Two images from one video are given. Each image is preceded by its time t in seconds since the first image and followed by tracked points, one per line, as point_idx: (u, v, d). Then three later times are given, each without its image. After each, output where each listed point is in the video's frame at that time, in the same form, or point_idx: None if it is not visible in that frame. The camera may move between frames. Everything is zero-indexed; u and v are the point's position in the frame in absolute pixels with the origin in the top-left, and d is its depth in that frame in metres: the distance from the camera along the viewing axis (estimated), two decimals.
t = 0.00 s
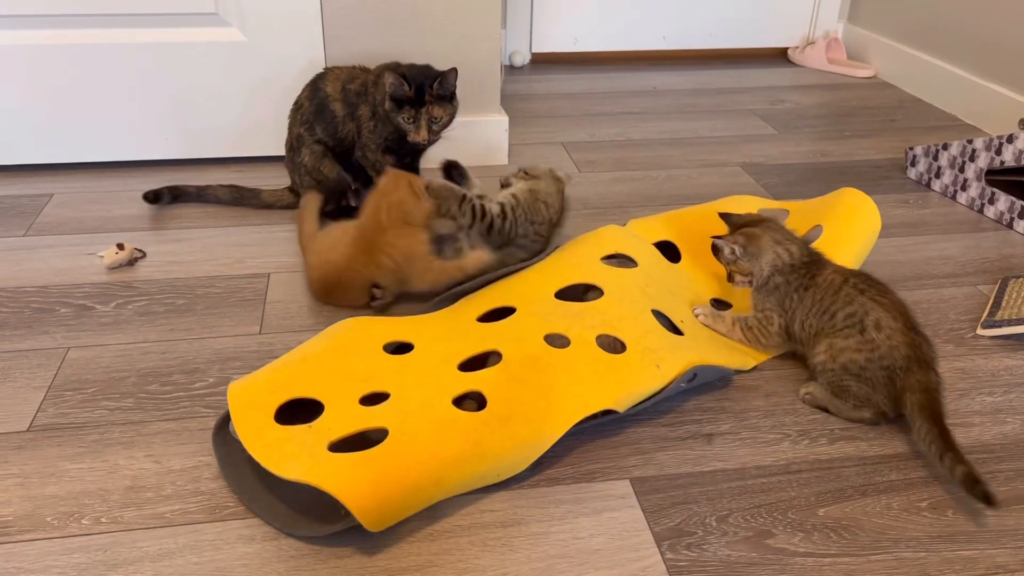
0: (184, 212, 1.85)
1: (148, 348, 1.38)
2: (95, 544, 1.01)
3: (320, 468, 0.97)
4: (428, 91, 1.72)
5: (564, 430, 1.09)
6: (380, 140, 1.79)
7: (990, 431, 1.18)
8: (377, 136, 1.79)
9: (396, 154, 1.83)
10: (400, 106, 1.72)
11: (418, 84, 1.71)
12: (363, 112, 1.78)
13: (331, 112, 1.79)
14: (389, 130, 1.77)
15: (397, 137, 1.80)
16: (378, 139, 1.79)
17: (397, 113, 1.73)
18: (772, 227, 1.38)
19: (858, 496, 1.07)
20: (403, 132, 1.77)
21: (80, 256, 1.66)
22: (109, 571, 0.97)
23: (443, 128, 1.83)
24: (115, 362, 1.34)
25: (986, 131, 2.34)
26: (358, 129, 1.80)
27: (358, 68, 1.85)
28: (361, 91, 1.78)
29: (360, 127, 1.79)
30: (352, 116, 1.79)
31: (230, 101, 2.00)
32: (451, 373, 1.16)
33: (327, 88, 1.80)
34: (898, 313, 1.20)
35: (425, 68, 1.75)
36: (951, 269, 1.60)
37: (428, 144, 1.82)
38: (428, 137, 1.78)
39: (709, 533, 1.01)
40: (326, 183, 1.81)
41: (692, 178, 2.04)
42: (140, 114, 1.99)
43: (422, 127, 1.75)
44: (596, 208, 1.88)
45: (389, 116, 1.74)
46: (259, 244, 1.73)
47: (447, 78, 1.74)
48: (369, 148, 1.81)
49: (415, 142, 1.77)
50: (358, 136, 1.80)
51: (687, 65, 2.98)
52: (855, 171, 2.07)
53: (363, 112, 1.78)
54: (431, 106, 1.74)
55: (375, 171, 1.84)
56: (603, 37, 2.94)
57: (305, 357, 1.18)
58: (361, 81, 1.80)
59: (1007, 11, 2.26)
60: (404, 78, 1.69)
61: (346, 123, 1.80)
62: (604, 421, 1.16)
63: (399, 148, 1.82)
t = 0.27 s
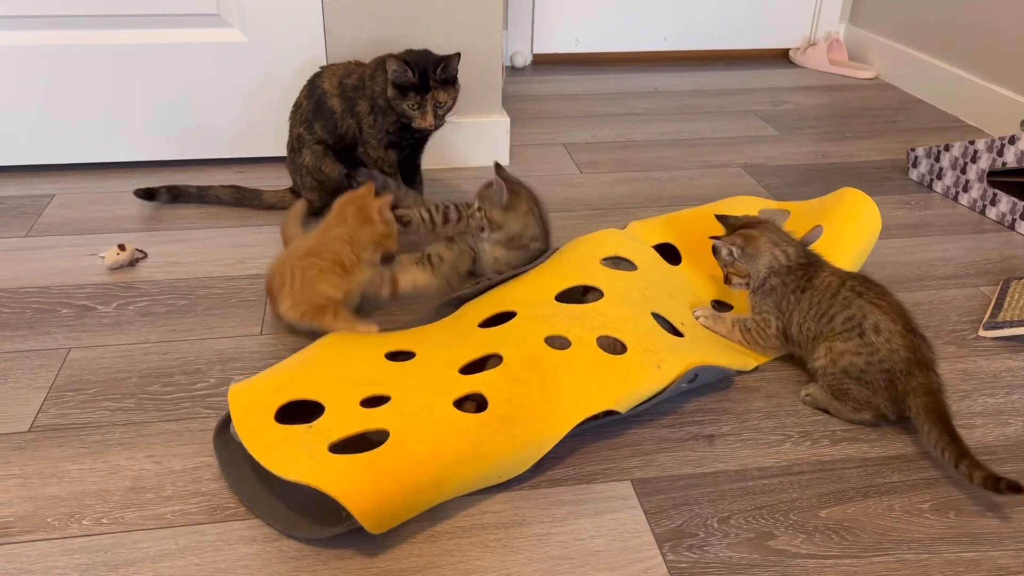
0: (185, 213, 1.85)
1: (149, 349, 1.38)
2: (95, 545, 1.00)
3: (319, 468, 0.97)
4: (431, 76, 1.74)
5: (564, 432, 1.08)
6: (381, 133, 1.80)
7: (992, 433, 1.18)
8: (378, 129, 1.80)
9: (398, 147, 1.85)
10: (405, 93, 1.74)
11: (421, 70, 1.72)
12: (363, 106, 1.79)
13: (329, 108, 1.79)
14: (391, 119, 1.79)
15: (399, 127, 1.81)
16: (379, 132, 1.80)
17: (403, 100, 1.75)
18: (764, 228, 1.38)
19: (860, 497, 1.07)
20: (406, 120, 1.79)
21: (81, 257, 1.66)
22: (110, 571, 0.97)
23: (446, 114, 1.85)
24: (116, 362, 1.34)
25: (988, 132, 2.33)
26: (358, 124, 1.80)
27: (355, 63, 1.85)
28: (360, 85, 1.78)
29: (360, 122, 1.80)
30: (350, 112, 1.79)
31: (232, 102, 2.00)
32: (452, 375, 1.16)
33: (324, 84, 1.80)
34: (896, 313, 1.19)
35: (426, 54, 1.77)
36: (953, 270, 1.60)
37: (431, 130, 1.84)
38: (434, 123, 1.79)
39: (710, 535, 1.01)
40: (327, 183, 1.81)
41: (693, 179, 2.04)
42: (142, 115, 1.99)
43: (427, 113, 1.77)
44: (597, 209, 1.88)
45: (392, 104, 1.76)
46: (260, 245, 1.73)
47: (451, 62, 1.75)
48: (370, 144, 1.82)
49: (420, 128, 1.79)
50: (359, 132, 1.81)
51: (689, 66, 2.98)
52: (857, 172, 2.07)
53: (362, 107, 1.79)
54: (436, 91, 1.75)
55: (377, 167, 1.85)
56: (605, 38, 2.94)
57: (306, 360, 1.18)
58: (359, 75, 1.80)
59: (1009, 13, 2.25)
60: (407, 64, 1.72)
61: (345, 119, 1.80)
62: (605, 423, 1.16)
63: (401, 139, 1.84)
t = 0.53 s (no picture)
0: (187, 214, 1.86)
1: (151, 349, 1.38)
2: (97, 545, 1.01)
3: (320, 470, 0.97)
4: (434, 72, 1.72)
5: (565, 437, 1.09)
6: (381, 133, 1.80)
7: (993, 434, 1.18)
8: (378, 129, 1.79)
9: (399, 146, 1.84)
10: (405, 89, 1.72)
11: (422, 66, 1.70)
12: (362, 106, 1.78)
13: (330, 108, 1.79)
14: (390, 117, 1.78)
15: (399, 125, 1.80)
16: (379, 132, 1.80)
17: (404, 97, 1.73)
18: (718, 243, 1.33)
19: (861, 498, 1.07)
20: (407, 117, 1.77)
21: (83, 258, 1.66)
22: (112, 572, 0.97)
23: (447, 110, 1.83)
24: (117, 363, 1.34)
25: (988, 133, 2.33)
26: (358, 124, 1.80)
27: (354, 63, 1.85)
28: (359, 85, 1.78)
29: (361, 122, 1.80)
30: (350, 112, 1.79)
31: (233, 102, 2.01)
32: (454, 377, 1.16)
33: (325, 85, 1.81)
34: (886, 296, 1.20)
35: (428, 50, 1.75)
36: (954, 271, 1.60)
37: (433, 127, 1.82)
38: (436, 120, 1.77)
39: (711, 535, 1.01)
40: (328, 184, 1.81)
41: (694, 180, 2.04)
42: (143, 116, 1.99)
43: (428, 110, 1.75)
44: (598, 210, 1.88)
45: (392, 101, 1.75)
46: (261, 246, 1.73)
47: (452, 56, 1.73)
48: (371, 143, 1.81)
49: (421, 125, 1.77)
50: (359, 131, 1.81)
51: (689, 67, 2.98)
52: (858, 173, 2.07)
53: (362, 106, 1.78)
54: (438, 88, 1.73)
55: (379, 167, 1.84)
56: (606, 39, 2.94)
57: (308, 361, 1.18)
58: (358, 75, 1.80)
59: (1010, 14, 2.25)
60: (408, 60, 1.69)
61: (345, 118, 1.80)
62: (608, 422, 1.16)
63: (403, 139, 1.83)
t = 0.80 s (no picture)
0: (188, 214, 1.86)
1: (152, 350, 1.38)
2: (98, 546, 1.01)
3: (321, 469, 0.97)
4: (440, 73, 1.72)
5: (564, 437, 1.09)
6: (383, 134, 1.80)
7: (994, 435, 1.18)
8: (379, 130, 1.80)
9: (400, 147, 1.85)
10: (412, 91, 1.72)
11: (427, 67, 1.70)
12: (364, 107, 1.79)
13: (329, 109, 1.79)
14: (393, 118, 1.78)
15: (402, 126, 1.81)
16: (380, 133, 1.80)
17: (411, 99, 1.74)
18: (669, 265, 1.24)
19: (861, 499, 1.07)
20: (412, 118, 1.78)
21: (84, 259, 1.67)
22: (112, 572, 0.97)
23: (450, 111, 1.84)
24: (118, 363, 1.34)
25: (989, 135, 2.33)
26: (359, 125, 1.80)
27: (354, 64, 1.85)
28: (360, 86, 1.79)
29: (361, 123, 1.80)
30: (351, 113, 1.79)
31: (234, 103, 2.01)
32: (455, 376, 1.16)
33: (324, 86, 1.81)
34: (846, 282, 1.16)
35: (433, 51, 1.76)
36: (954, 273, 1.60)
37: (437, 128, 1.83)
38: (443, 121, 1.78)
39: (712, 537, 1.01)
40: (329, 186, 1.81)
41: (695, 181, 2.04)
42: (144, 116, 1.99)
43: (435, 112, 1.76)
44: (599, 211, 1.88)
45: (394, 101, 1.75)
46: (262, 247, 1.73)
47: (458, 55, 1.74)
48: (372, 145, 1.82)
49: (426, 126, 1.78)
50: (360, 133, 1.81)
51: (690, 69, 2.98)
52: (859, 174, 2.07)
53: (363, 107, 1.79)
54: (446, 89, 1.75)
55: (380, 169, 1.85)
56: (606, 41, 2.94)
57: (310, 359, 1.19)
58: (358, 76, 1.80)
59: (1010, 15, 2.26)
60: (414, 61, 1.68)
61: (346, 120, 1.80)
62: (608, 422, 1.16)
63: (404, 140, 1.84)
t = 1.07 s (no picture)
0: (189, 215, 1.86)
1: (153, 351, 1.38)
2: (99, 546, 1.01)
3: (324, 463, 0.97)
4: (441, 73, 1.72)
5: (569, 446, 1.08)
6: (383, 135, 1.79)
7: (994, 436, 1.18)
8: (379, 131, 1.79)
9: (401, 149, 1.84)
10: (413, 91, 1.72)
11: (427, 67, 1.70)
12: (364, 108, 1.78)
13: (329, 111, 1.80)
14: (394, 119, 1.77)
15: (403, 127, 1.80)
16: (381, 134, 1.79)
17: (412, 99, 1.73)
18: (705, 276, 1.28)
19: (861, 500, 1.07)
20: (414, 118, 1.77)
21: (85, 259, 1.67)
22: (113, 573, 0.97)
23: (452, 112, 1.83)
24: (119, 364, 1.35)
25: (990, 136, 2.34)
26: (358, 126, 1.80)
27: (354, 66, 1.86)
28: (360, 87, 1.79)
29: (362, 124, 1.79)
30: (351, 115, 1.80)
31: (234, 104, 2.01)
32: (461, 380, 1.15)
33: (324, 88, 1.82)
34: (850, 355, 1.11)
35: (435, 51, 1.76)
36: (955, 274, 1.60)
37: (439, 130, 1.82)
38: (445, 121, 1.77)
39: (712, 537, 1.02)
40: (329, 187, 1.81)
41: (695, 182, 2.05)
42: (146, 117, 2.00)
43: (437, 110, 1.75)
44: (599, 212, 1.88)
45: (394, 101, 1.74)
46: (263, 248, 1.73)
47: (460, 54, 1.74)
48: (373, 146, 1.81)
49: (428, 127, 1.77)
50: (360, 134, 1.81)
51: (691, 70, 2.98)
52: (859, 176, 2.07)
53: (363, 108, 1.78)
54: (446, 88, 1.74)
55: (381, 170, 1.84)
56: (607, 42, 2.94)
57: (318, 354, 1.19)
58: (358, 77, 1.80)
59: (1011, 16, 2.26)
60: (415, 60, 1.68)
61: (346, 121, 1.80)
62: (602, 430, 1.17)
63: (404, 141, 1.83)
